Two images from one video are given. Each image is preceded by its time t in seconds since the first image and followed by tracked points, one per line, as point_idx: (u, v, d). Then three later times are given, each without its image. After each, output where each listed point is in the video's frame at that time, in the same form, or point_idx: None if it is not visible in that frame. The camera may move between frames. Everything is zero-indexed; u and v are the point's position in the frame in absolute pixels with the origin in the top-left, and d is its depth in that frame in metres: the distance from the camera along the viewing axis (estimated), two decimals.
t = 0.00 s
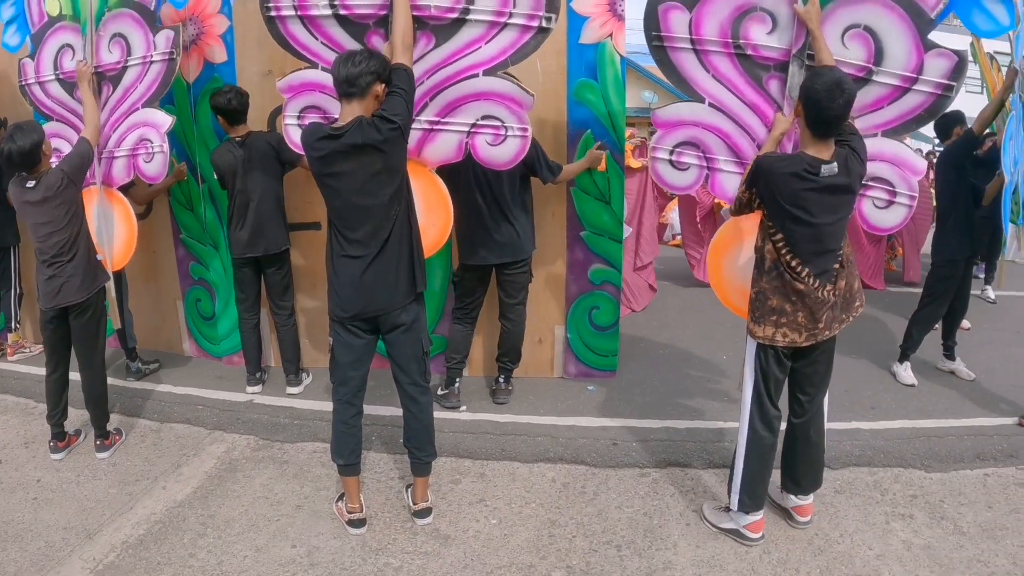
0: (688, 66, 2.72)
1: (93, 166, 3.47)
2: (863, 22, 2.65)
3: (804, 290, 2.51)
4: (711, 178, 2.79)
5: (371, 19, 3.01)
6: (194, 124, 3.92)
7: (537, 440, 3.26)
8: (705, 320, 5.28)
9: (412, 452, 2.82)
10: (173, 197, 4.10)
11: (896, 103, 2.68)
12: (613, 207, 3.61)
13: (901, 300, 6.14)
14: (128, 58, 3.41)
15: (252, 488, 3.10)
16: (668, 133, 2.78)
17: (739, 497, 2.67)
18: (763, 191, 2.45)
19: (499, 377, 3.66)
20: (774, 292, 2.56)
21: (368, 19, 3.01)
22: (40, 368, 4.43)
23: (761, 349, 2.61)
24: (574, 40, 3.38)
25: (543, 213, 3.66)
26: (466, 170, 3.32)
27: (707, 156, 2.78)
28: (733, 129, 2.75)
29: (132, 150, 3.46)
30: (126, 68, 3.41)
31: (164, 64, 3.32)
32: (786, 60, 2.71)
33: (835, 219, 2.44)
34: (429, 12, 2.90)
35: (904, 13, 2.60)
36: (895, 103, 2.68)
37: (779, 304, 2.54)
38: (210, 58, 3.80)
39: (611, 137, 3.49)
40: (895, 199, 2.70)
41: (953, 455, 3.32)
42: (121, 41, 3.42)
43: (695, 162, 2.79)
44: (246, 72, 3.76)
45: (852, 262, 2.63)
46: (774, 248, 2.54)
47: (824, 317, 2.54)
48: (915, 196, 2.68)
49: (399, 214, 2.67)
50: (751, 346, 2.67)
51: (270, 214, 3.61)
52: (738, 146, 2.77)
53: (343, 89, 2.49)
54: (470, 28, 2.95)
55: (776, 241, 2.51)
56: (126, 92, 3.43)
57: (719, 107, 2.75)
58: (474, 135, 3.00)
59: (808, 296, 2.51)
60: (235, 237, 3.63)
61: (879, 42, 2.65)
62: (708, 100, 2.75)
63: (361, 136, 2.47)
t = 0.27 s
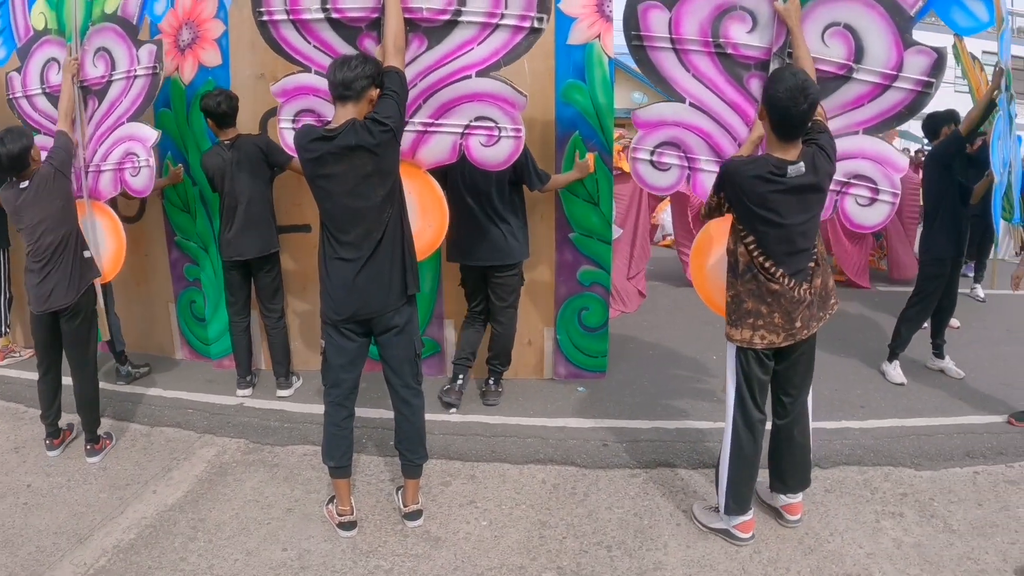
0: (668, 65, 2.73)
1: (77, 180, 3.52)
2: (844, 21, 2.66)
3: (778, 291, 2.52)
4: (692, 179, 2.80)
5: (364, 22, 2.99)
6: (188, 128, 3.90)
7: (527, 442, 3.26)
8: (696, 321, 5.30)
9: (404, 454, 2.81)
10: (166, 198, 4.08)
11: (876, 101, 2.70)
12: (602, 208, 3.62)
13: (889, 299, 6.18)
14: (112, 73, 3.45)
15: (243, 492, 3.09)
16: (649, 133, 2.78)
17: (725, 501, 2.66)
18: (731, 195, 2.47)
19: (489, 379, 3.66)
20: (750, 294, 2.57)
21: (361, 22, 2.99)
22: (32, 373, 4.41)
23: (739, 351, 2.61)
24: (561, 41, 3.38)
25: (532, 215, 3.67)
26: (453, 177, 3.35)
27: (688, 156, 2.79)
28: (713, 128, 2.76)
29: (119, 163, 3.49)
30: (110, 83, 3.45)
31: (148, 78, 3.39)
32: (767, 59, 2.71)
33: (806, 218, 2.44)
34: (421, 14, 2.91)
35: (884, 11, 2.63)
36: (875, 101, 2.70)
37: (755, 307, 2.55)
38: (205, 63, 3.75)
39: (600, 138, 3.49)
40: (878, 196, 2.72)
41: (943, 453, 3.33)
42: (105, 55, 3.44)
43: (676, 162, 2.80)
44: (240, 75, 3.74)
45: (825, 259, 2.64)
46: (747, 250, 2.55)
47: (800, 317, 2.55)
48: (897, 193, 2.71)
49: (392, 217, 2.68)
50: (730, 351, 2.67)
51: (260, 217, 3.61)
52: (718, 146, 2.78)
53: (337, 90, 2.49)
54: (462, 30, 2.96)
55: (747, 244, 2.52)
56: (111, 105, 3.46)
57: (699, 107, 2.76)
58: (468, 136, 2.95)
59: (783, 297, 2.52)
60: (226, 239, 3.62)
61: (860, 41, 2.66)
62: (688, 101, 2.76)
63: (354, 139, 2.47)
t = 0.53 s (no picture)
0: (653, 64, 2.74)
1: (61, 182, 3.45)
2: (829, 20, 2.67)
3: (761, 291, 2.53)
4: (679, 179, 2.79)
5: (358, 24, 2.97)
6: (186, 129, 3.88)
7: (519, 443, 3.27)
8: (689, 321, 5.31)
9: (397, 456, 2.80)
10: (159, 201, 4.07)
11: (864, 100, 2.70)
12: (593, 209, 3.62)
13: (881, 298, 6.22)
14: (101, 76, 3.45)
15: (236, 494, 3.09)
16: (635, 133, 2.78)
17: (718, 499, 2.67)
18: (710, 197, 2.48)
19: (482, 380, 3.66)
20: (733, 295, 2.58)
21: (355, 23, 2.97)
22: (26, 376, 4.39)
23: (723, 350, 2.63)
24: (552, 41, 3.39)
25: (523, 215, 3.67)
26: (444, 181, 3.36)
27: (674, 156, 2.79)
28: (700, 128, 2.76)
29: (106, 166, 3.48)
30: (97, 87, 3.45)
31: (136, 82, 3.40)
32: (753, 58, 2.71)
33: (787, 217, 2.45)
34: (414, 13, 2.90)
35: (870, 10, 2.63)
36: (862, 99, 2.70)
37: (738, 308, 2.56)
38: (203, 66, 3.75)
39: (591, 139, 3.49)
40: (865, 195, 2.71)
41: (935, 451, 3.34)
42: (93, 58, 3.44)
43: (662, 163, 2.79)
44: (238, 78, 3.72)
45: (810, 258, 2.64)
46: (729, 251, 2.56)
47: (784, 317, 2.56)
48: (884, 192, 2.71)
49: (387, 217, 2.66)
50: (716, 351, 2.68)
51: (254, 219, 3.61)
52: (705, 146, 2.77)
53: (335, 89, 2.50)
54: (456, 28, 2.94)
55: (729, 245, 2.54)
56: (98, 108, 3.46)
57: (686, 107, 2.77)
58: (466, 134, 2.95)
59: (765, 297, 2.53)
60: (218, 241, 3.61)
61: (845, 40, 2.67)
62: (674, 100, 2.77)
63: (349, 139, 2.48)
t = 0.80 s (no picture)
0: (652, 63, 2.78)
1: (54, 185, 3.51)
2: (827, 21, 2.68)
3: (759, 293, 2.54)
4: (676, 179, 2.82)
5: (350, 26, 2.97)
6: (180, 135, 3.88)
7: (513, 443, 3.29)
8: (683, 322, 5.33)
9: (392, 457, 2.81)
10: (152, 203, 4.07)
11: (861, 101, 2.72)
12: (585, 209, 3.64)
13: (874, 298, 6.25)
14: (90, 80, 3.45)
15: (231, 496, 3.09)
16: (632, 132, 2.81)
17: (712, 499, 2.68)
18: (712, 200, 2.49)
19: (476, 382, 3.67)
20: (732, 297, 2.59)
21: (347, 26, 2.98)
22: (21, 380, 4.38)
23: (722, 352, 2.63)
24: (543, 42, 3.39)
25: (516, 216, 3.68)
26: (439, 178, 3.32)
27: (672, 155, 2.82)
28: (699, 127, 2.78)
29: (95, 170, 3.49)
30: (86, 90, 3.46)
31: (124, 86, 3.41)
32: (752, 58, 2.72)
33: (786, 218, 2.45)
34: (405, 14, 2.93)
35: (867, 13, 2.65)
36: (860, 101, 2.72)
37: (737, 309, 2.57)
38: (199, 68, 3.75)
39: (583, 141, 3.50)
40: (862, 197, 2.74)
41: (927, 449, 3.36)
42: (83, 62, 3.44)
43: (660, 162, 2.82)
44: (234, 80, 3.72)
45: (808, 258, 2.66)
46: (728, 253, 2.56)
47: (782, 318, 2.57)
48: (881, 194, 2.73)
49: (382, 218, 2.68)
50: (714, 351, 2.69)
51: (251, 218, 3.63)
52: (703, 146, 2.79)
53: (329, 95, 2.51)
54: (448, 27, 2.97)
55: (728, 247, 2.54)
56: (88, 111, 3.47)
57: (684, 106, 2.79)
58: (460, 133, 2.93)
59: (764, 298, 2.54)
60: (213, 243, 3.62)
61: (843, 42, 2.69)
62: (673, 99, 2.79)
63: (345, 140, 2.48)
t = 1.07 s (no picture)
0: (659, 67, 2.76)
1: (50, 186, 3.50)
2: (832, 25, 2.71)
3: (772, 293, 2.57)
4: (683, 181, 2.83)
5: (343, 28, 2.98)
6: (176, 137, 3.88)
7: (509, 444, 3.30)
8: (679, 322, 5.35)
9: (389, 458, 2.81)
10: (147, 205, 4.07)
11: (865, 105, 2.74)
12: (580, 210, 3.65)
13: (868, 297, 6.28)
14: (83, 81, 3.44)
15: (227, 498, 3.09)
16: (641, 135, 2.81)
17: (708, 493, 2.70)
18: (726, 202, 2.51)
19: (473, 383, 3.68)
20: (745, 297, 2.61)
21: (340, 28, 2.98)
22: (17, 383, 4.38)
23: (733, 348, 2.67)
24: (538, 46, 3.41)
25: (511, 217, 3.69)
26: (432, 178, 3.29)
27: (680, 159, 2.83)
28: (705, 130, 2.80)
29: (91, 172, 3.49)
30: (80, 91, 3.44)
31: (117, 87, 3.40)
32: (757, 62, 2.75)
33: (799, 218, 2.48)
34: (398, 16, 2.91)
35: (872, 16, 2.68)
36: (864, 103, 2.74)
37: (749, 310, 2.59)
38: (195, 71, 3.72)
39: (577, 142, 3.51)
40: (866, 198, 2.75)
41: (921, 447, 3.38)
42: (76, 62, 3.43)
43: (667, 165, 2.83)
44: (230, 82, 3.73)
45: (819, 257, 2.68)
46: (740, 254, 2.59)
47: (793, 317, 2.59)
48: (884, 195, 2.75)
49: (378, 220, 2.69)
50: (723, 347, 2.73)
51: (246, 221, 3.63)
52: (710, 148, 2.82)
53: (324, 97, 2.51)
54: (440, 30, 2.94)
55: (741, 248, 2.56)
56: (83, 113, 3.46)
57: (690, 109, 2.79)
58: (451, 136, 2.96)
59: (777, 298, 2.56)
60: (209, 245, 3.62)
61: (848, 45, 2.71)
62: (680, 102, 2.79)
63: (341, 143, 2.49)
